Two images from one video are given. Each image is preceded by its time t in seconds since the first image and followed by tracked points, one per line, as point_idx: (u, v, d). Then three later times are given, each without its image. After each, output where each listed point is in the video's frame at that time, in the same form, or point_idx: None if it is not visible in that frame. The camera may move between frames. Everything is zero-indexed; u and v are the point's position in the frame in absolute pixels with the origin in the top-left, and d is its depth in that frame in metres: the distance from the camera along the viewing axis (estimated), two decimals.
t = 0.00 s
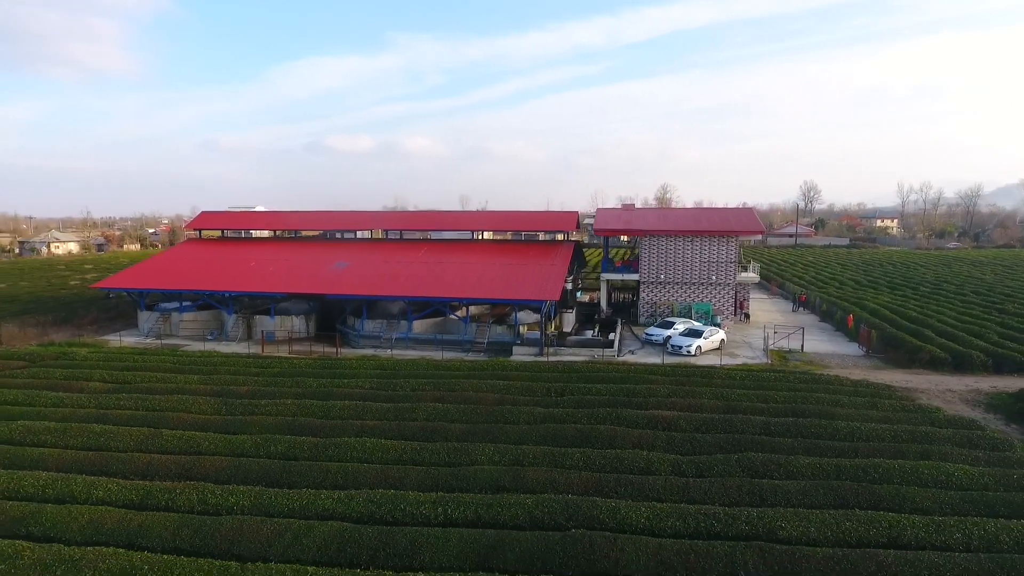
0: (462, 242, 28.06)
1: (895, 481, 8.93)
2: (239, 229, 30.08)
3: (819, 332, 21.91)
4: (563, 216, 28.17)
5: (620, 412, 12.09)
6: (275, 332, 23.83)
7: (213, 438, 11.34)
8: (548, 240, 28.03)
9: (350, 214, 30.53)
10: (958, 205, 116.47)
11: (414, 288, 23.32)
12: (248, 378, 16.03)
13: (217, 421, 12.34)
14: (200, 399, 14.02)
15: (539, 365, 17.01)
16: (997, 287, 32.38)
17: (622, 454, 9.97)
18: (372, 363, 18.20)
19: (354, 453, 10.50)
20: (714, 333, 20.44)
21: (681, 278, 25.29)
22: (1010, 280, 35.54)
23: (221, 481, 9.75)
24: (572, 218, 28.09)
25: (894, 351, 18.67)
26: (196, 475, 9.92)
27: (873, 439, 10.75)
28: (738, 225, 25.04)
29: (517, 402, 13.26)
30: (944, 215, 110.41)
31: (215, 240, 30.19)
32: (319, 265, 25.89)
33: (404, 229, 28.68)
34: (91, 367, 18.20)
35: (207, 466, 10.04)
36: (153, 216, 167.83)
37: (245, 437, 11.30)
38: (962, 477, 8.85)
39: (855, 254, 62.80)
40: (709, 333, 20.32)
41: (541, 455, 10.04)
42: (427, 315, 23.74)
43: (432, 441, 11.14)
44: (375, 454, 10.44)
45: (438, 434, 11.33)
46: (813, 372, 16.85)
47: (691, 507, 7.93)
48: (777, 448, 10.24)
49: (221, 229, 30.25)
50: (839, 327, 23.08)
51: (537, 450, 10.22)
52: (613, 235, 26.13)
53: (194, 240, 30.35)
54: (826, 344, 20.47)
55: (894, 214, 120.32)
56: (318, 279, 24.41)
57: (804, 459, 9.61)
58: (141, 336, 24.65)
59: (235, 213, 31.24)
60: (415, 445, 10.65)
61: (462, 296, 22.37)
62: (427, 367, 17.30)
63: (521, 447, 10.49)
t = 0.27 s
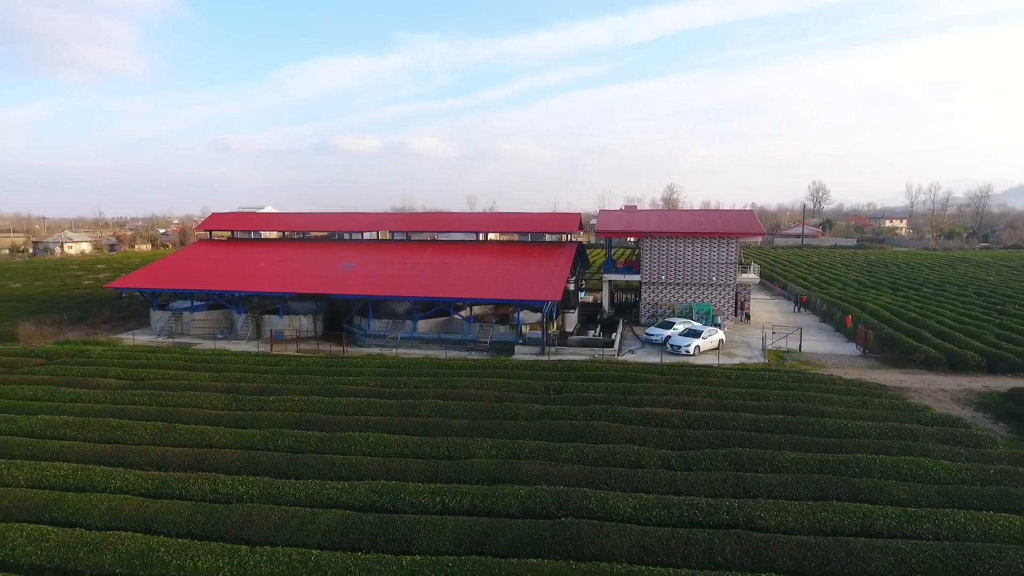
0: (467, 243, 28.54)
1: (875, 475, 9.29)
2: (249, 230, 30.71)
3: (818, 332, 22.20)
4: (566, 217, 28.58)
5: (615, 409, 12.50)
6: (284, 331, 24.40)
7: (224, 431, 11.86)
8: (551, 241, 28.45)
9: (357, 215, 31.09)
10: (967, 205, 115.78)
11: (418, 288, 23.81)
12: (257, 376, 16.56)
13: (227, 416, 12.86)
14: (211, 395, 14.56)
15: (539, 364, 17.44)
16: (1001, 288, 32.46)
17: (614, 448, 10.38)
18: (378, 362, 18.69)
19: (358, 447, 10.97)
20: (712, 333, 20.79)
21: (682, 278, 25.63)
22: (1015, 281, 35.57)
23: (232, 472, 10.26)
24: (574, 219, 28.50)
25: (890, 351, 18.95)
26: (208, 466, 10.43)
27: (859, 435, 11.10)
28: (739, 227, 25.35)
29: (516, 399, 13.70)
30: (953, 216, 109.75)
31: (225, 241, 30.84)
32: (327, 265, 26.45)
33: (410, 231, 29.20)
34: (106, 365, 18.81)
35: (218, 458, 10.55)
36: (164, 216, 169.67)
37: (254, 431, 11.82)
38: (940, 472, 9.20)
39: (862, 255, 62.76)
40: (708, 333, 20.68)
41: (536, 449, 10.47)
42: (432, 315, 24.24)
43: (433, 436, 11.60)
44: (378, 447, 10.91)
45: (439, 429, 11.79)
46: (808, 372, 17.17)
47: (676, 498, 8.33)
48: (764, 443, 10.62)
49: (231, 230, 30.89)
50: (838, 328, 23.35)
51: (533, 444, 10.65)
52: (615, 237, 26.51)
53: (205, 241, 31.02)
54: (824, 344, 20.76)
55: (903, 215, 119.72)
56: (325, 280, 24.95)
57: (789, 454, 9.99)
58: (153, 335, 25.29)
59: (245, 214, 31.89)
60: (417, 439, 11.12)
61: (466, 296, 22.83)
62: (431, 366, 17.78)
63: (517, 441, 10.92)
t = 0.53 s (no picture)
0: (471, 244, 29.02)
1: (856, 469, 9.67)
2: (257, 232, 31.33)
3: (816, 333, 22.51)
4: (569, 219, 29.00)
5: (610, 406, 12.92)
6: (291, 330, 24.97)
7: (233, 426, 12.37)
8: (554, 243, 28.87)
9: (363, 217, 31.65)
10: (976, 206, 115.14)
11: (423, 288, 24.29)
12: (265, 373, 17.09)
13: (237, 412, 13.37)
14: (221, 392, 15.09)
15: (540, 363, 17.87)
16: (1003, 289, 32.58)
17: (606, 444, 10.79)
18: (382, 360, 19.19)
19: (362, 440, 11.46)
20: (710, 333, 21.14)
21: (682, 279, 25.99)
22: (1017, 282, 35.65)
23: (241, 464, 10.76)
24: (577, 221, 28.91)
25: (885, 351, 19.25)
26: (218, 458, 10.93)
27: (844, 432, 11.47)
28: (738, 228, 25.67)
29: (515, 396, 14.15)
30: (961, 216, 109.29)
31: (234, 242, 31.48)
32: (333, 266, 26.99)
33: (415, 232, 29.71)
34: (119, 362, 19.40)
35: (228, 450, 11.05)
36: (174, 216, 171.44)
37: (262, 426, 12.30)
38: (919, 466, 9.57)
39: (867, 256, 62.80)
40: (706, 333, 21.05)
41: (532, 444, 10.90)
42: (436, 315, 24.72)
43: (434, 431, 12.05)
44: (380, 441, 11.38)
45: (440, 424, 12.25)
46: (803, 371, 17.52)
47: (661, 489, 8.74)
48: (752, 439, 11.02)
49: (240, 231, 31.51)
50: (836, 328, 23.64)
51: (528, 440, 11.08)
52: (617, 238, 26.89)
53: (215, 242, 31.68)
54: (821, 344, 21.07)
55: (911, 215, 119.22)
56: (332, 280, 25.51)
57: (774, 449, 10.38)
58: (164, 334, 25.92)
59: (254, 216, 32.53)
60: (417, 434, 11.58)
61: (469, 296, 23.29)
62: (433, 364, 18.24)
63: (514, 437, 11.35)
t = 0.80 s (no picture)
0: (474, 245, 29.49)
1: (837, 463, 10.05)
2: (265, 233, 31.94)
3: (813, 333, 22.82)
4: (570, 220, 29.41)
5: (604, 403, 13.34)
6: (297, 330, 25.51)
7: (241, 421, 12.87)
8: (556, 244, 29.29)
9: (368, 218, 32.19)
10: (984, 206, 114.60)
11: (426, 289, 24.77)
12: (272, 371, 17.60)
13: (244, 408, 13.87)
14: (229, 389, 15.61)
15: (539, 362, 18.30)
16: (1004, 290, 32.71)
17: (599, 439, 11.21)
18: (386, 359, 19.67)
19: (364, 434, 11.92)
20: (708, 333, 21.50)
21: (682, 280, 26.34)
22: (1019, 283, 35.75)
23: (249, 457, 11.26)
24: (578, 222, 29.32)
25: (880, 351, 19.55)
26: (227, 451, 11.43)
27: (830, 428, 11.83)
28: (737, 230, 25.99)
29: (513, 393, 14.59)
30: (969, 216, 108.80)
31: (242, 242, 32.10)
32: (339, 267, 27.52)
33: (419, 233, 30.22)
34: (131, 360, 19.96)
35: (237, 444, 11.54)
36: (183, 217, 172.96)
37: (269, 422, 12.80)
38: (898, 461, 9.94)
39: (872, 256, 62.83)
40: (704, 333, 21.42)
41: (527, 439, 11.34)
42: (439, 315, 25.20)
43: (433, 426, 12.51)
44: (382, 435, 11.85)
45: (439, 420, 12.71)
46: (797, 370, 17.86)
47: (649, 481, 9.14)
48: (740, 434, 11.42)
49: (248, 232, 32.09)
50: (833, 329, 23.93)
51: (524, 435, 11.51)
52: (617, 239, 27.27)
53: (224, 243, 32.31)
54: (817, 344, 21.39)
55: (918, 215, 118.80)
56: (337, 280, 26.04)
57: (760, 444, 10.77)
58: (174, 333, 26.51)
59: (262, 217, 33.14)
60: (417, 429, 12.04)
61: (471, 296, 23.75)
62: (435, 363, 18.70)
63: (511, 432, 11.79)
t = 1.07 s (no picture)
0: (476, 245, 29.94)
1: (820, 458, 10.42)
2: (272, 234, 32.51)
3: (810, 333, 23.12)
4: (572, 221, 29.82)
5: (599, 400, 13.76)
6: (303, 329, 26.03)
7: (248, 417, 13.36)
8: (557, 245, 29.70)
9: (373, 219, 32.71)
10: (991, 207, 114.15)
11: (429, 289, 25.25)
12: (278, 369, 18.09)
13: (251, 404, 14.35)
14: (237, 386, 16.11)
15: (538, 361, 18.71)
16: (1004, 291, 32.88)
17: (591, 434, 11.62)
18: (389, 358, 20.13)
19: (366, 429, 12.38)
20: (705, 333, 21.85)
21: (681, 280, 26.71)
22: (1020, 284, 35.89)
23: (256, 450, 11.73)
24: (579, 223, 29.72)
25: (874, 351, 19.85)
26: (235, 444, 11.91)
27: (817, 425, 12.21)
28: (736, 231, 26.32)
29: (511, 391, 15.02)
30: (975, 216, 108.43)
31: (250, 243, 32.70)
32: (344, 267, 28.03)
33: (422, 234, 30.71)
34: (141, 358, 20.51)
35: (244, 437, 12.02)
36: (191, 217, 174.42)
37: (275, 417, 13.27)
38: (879, 456, 10.30)
39: (875, 257, 62.93)
40: (701, 333, 21.77)
41: (522, 434, 11.76)
42: (442, 314, 25.66)
43: (433, 421, 12.96)
44: (383, 429, 12.32)
45: (438, 416, 13.16)
46: (791, 370, 18.21)
47: (636, 474, 9.56)
48: (728, 430, 11.80)
49: (255, 233, 32.68)
50: (831, 329, 24.22)
51: (519, 430, 11.94)
52: (618, 240, 27.64)
53: (232, 244, 32.91)
54: (813, 344, 21.70)
55: (925, 216, 118.40)
56: (342, 281, 26.55)
57: (747, 439, 11.16)
58: (183, 331, 27.09)
59: (269, 219, 33.73)
60: (417, 424, 12.49)
61: (473, 296, 24.20)
62: (437, 362, 19.15)
63: (507, 427, 12.22)
